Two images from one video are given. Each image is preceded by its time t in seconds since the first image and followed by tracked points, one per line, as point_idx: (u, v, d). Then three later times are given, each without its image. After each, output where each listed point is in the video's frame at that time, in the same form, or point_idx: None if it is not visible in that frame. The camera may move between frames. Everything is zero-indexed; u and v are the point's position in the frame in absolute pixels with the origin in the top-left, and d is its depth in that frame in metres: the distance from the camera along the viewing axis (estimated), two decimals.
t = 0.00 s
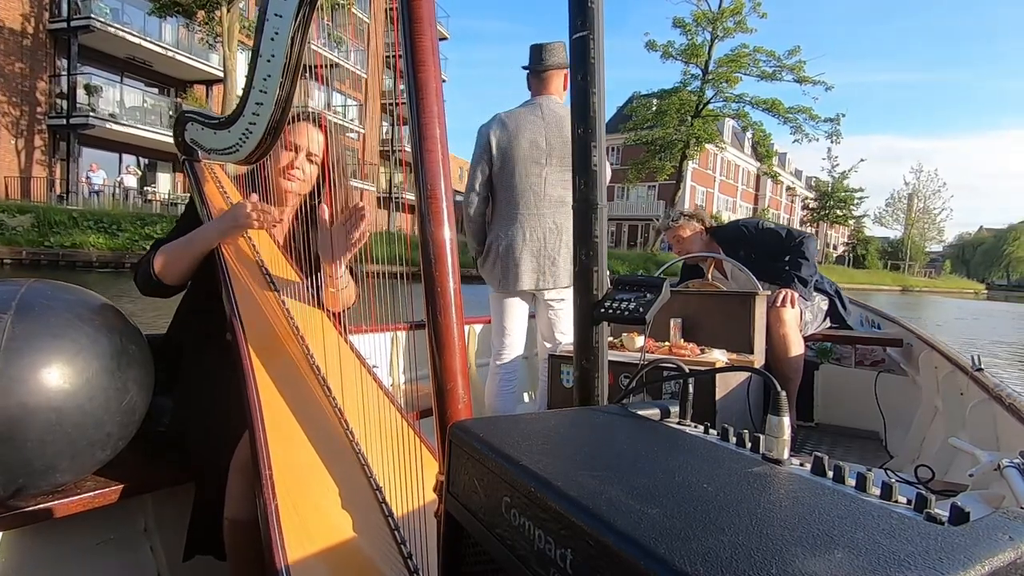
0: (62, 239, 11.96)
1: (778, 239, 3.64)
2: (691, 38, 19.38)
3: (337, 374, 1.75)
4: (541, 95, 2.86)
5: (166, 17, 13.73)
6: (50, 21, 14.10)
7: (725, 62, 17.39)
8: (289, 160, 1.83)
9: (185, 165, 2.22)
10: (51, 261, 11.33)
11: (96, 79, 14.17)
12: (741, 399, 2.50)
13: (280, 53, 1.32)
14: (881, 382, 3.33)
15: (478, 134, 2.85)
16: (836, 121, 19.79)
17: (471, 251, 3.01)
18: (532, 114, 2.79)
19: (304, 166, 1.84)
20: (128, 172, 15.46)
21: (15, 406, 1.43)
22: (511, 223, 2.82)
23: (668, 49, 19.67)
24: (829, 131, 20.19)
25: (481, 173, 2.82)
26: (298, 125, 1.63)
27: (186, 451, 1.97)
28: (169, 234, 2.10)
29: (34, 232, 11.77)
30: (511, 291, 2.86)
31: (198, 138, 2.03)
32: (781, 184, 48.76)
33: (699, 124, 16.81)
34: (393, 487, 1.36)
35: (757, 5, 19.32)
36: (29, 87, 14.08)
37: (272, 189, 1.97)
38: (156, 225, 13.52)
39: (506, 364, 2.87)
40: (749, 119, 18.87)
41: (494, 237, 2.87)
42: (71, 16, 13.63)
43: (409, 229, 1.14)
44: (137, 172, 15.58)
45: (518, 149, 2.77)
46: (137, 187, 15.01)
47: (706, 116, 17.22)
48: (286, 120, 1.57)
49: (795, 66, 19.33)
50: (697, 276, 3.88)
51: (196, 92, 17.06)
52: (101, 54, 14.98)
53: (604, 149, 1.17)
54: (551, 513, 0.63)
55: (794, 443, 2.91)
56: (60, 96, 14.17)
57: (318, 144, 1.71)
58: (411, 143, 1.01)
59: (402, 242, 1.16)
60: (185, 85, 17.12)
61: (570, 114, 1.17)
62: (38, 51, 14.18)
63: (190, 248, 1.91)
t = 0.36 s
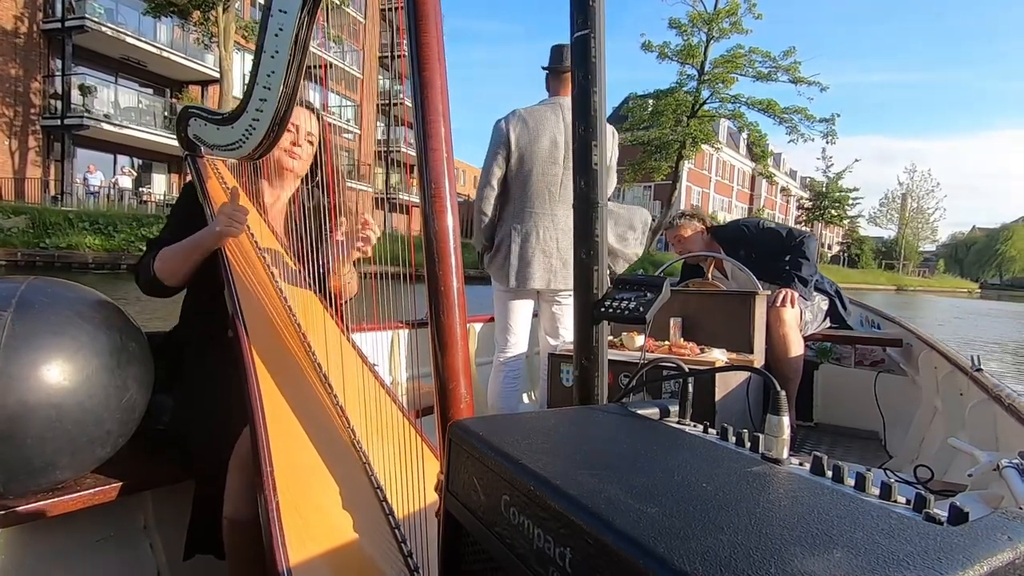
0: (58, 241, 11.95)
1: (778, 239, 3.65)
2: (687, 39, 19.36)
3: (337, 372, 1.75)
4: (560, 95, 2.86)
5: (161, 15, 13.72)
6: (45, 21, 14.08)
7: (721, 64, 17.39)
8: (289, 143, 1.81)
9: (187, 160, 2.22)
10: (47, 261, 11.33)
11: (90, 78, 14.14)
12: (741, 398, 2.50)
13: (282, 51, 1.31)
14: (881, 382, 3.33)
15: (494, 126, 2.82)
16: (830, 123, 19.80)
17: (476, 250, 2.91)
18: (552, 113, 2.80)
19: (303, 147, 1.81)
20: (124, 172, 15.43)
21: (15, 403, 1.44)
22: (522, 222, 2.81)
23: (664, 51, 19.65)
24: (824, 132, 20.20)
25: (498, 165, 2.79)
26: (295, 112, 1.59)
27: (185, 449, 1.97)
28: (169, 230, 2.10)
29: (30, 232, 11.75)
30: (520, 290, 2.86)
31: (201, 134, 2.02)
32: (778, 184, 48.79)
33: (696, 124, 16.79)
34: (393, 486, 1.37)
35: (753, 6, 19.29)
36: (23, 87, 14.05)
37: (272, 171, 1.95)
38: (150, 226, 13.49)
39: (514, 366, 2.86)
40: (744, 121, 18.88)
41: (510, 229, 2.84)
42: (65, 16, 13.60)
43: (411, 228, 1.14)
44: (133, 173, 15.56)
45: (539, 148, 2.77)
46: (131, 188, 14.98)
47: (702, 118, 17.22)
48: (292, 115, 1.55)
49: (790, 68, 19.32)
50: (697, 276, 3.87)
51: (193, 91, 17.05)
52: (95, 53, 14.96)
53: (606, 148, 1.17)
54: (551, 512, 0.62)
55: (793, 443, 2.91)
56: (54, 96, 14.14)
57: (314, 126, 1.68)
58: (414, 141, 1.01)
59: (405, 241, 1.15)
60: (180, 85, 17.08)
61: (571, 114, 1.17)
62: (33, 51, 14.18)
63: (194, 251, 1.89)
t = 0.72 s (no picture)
0: (53, 243, 11.92)
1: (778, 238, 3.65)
2: (683, 39, 19.34)
3: (337, 371, 1.76)
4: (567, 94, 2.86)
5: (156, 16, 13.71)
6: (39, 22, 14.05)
7: (716, 65, 17.38)
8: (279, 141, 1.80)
9: (187, 160, 2.22)
10: (42, 263, 11.30)
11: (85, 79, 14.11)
12: (741, 398, 2.50)
13: (282, 50, 1.31)
14: (881, 382, 3.32)
15: (513, 118, 2.81)
16: (826, 123, 19.78)
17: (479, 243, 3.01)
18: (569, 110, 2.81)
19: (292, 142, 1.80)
20: (119, 173, 15.40)
21: (15, 403, 1.44)
22: (526, 213, 2.80)
23: (660, 51, 19.63)
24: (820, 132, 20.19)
25: (509, 155, 2.81)
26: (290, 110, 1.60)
27: (185, 449, 1.97)
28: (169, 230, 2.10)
29: (26, 233, 11.72)
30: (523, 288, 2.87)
31: (200, 134, 2.02)
32: (775, 184, 48.83)
33: (693, 125, 16.78)
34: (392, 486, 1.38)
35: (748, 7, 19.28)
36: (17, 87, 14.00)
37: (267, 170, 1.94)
38: (146, 227, 13.48)
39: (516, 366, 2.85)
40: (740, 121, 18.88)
41: (512, 222, 2.85)
42: (59, 16, 13.57)
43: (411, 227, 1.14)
44: (128, 174, 15.53)
45: (553, 141, 2.77)
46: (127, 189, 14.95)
47: (697, 118, 17.22)
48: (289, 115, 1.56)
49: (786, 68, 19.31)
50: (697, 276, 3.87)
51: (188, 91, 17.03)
52: (90, 54, 14.93)
53: (605, 148, 1.17)
54: (550, 512, 0.62)
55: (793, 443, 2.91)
56: (48, 97, 14.10)
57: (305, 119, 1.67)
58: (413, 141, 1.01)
59: (404, 241, 1.15)
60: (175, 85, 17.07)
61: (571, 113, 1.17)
62: (27, 52, 14.14)
63: (195, 255, 1.88)
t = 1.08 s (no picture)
0: (48, 245, 11.89)
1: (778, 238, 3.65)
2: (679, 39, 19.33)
3: (338, 371, 1.75)
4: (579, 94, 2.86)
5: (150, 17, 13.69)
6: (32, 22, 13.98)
7: (712, 65, 17.37)
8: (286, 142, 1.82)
9: (188, 160, 2.21)
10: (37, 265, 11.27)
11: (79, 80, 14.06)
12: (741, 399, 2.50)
13: (284, 51, 1.30)
14: (881, 382, 3.32)
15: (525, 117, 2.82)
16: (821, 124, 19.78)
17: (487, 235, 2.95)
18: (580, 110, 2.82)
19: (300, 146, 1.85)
20: (114, 174, 15.36)
21: (15, 406, 1.44)
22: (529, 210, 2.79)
23: (656, 52, 19.62)
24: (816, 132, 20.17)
25: (519, 149, 2.82)
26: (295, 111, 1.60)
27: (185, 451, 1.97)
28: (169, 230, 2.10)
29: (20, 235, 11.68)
30: (524, 290, 2.87)
31: (202, 135, 2.02)
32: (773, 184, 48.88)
33: (689, 125, 16.76)
34: (393, 487, 1.38)
35: (745, 7, 19.26)
36: (10, 89, 13.93)
37: (269, 171, 1.93)
38: (142, 229, 13.47)
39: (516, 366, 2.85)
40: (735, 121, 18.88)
41: (520, 211, 2.80)
42: (53, 17, 13.52)
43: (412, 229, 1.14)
44: (124, 175, 15.50)
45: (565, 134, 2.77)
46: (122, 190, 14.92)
47: (693, 118, 17.21)
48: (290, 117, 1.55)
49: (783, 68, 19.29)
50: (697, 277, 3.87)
51: (183, 92, 17.02)
52: (83, 55, 14.87)
53: (605, 148, 1.17)
54: (551, 512, 0.62)
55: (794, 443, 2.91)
56: (41, 98, 14.03)
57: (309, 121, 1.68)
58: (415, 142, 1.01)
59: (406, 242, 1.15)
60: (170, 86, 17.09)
61: (570, 114, 1.17)
62: (20, 52, 14.07)
63: (192, 253, 1.88)
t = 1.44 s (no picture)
0: (43, 245, 11.85)
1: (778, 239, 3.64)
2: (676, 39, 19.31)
3: (337, 371, 1.75)
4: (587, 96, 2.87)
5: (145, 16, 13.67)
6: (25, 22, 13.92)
7: (709, 65, 17.37)
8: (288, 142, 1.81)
9: (187, 161, 2.19)
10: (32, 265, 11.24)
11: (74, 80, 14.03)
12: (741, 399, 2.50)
13: (284, 50, 1.30)
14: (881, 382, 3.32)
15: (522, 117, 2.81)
16: (814, 125, 19.85)
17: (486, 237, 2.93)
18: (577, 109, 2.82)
19: (301, 146, 1.83)
20: (109, 174, 15.33)
21: (15, 407, 1.44)
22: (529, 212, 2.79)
23: (652, 52, 19.59)
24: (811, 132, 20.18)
25: (520, 147, 2.78)
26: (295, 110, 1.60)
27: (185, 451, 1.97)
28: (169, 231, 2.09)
29: (15, 235, 11.64)
30: (521, 290, 2.88)
31: (202, 135, 2.02)
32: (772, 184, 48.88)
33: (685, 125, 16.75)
34: (393, 488, 1.39)
35: (741, 7, 19.24)
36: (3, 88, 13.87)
37: (269, 170, 1.93)
38: (138, 229, 13.45)
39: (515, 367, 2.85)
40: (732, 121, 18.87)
41: (526, 213, 2.79)
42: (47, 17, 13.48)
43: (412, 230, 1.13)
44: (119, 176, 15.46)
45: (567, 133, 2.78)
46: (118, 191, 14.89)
47: (690, 119, 17.20)
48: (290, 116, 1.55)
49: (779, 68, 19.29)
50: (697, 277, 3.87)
51: (179, 92, 16.99)
52: (78, 55, 14.82)
53: (605, 148, 1.17)
54: (550, 512, 0.63)
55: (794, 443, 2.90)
56: (36, 98, 13.97)
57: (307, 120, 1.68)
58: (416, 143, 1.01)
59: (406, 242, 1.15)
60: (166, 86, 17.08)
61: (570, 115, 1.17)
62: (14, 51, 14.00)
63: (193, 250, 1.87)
